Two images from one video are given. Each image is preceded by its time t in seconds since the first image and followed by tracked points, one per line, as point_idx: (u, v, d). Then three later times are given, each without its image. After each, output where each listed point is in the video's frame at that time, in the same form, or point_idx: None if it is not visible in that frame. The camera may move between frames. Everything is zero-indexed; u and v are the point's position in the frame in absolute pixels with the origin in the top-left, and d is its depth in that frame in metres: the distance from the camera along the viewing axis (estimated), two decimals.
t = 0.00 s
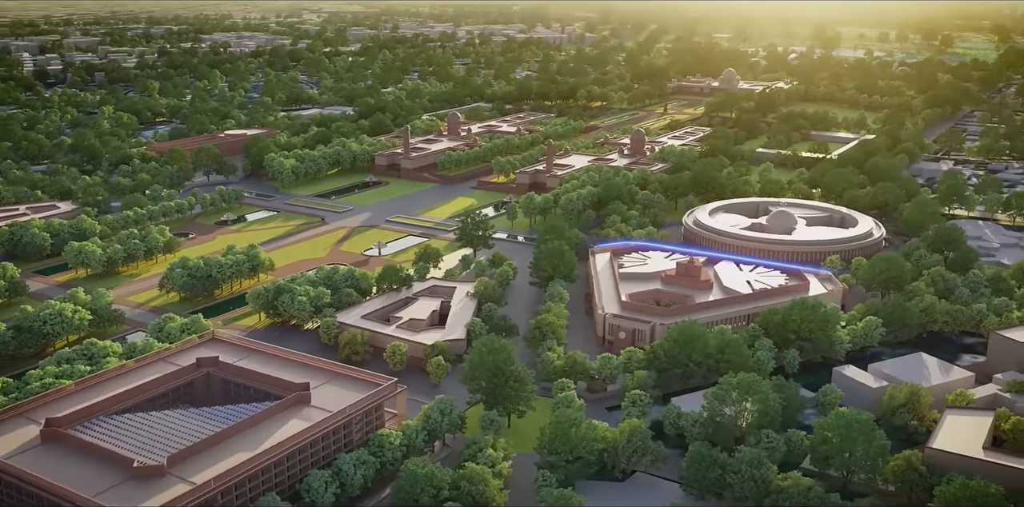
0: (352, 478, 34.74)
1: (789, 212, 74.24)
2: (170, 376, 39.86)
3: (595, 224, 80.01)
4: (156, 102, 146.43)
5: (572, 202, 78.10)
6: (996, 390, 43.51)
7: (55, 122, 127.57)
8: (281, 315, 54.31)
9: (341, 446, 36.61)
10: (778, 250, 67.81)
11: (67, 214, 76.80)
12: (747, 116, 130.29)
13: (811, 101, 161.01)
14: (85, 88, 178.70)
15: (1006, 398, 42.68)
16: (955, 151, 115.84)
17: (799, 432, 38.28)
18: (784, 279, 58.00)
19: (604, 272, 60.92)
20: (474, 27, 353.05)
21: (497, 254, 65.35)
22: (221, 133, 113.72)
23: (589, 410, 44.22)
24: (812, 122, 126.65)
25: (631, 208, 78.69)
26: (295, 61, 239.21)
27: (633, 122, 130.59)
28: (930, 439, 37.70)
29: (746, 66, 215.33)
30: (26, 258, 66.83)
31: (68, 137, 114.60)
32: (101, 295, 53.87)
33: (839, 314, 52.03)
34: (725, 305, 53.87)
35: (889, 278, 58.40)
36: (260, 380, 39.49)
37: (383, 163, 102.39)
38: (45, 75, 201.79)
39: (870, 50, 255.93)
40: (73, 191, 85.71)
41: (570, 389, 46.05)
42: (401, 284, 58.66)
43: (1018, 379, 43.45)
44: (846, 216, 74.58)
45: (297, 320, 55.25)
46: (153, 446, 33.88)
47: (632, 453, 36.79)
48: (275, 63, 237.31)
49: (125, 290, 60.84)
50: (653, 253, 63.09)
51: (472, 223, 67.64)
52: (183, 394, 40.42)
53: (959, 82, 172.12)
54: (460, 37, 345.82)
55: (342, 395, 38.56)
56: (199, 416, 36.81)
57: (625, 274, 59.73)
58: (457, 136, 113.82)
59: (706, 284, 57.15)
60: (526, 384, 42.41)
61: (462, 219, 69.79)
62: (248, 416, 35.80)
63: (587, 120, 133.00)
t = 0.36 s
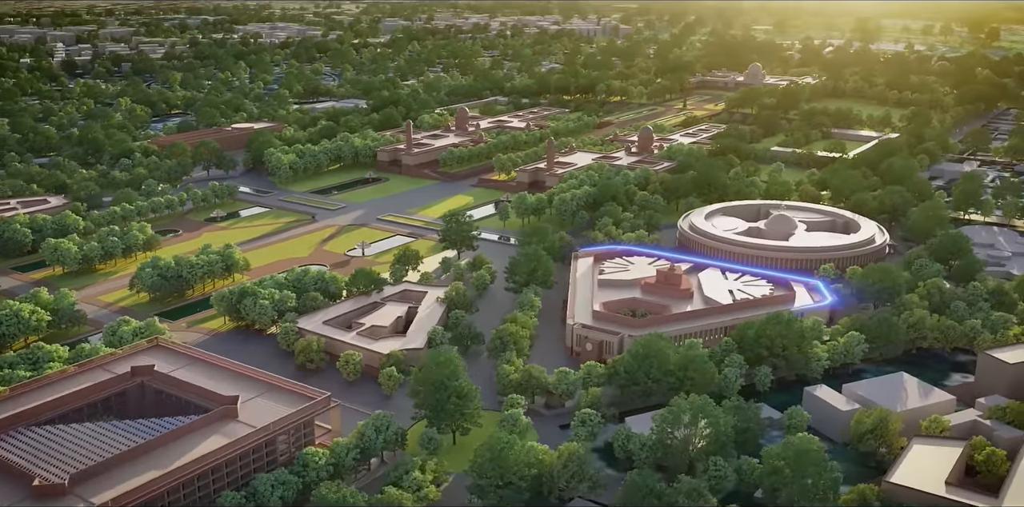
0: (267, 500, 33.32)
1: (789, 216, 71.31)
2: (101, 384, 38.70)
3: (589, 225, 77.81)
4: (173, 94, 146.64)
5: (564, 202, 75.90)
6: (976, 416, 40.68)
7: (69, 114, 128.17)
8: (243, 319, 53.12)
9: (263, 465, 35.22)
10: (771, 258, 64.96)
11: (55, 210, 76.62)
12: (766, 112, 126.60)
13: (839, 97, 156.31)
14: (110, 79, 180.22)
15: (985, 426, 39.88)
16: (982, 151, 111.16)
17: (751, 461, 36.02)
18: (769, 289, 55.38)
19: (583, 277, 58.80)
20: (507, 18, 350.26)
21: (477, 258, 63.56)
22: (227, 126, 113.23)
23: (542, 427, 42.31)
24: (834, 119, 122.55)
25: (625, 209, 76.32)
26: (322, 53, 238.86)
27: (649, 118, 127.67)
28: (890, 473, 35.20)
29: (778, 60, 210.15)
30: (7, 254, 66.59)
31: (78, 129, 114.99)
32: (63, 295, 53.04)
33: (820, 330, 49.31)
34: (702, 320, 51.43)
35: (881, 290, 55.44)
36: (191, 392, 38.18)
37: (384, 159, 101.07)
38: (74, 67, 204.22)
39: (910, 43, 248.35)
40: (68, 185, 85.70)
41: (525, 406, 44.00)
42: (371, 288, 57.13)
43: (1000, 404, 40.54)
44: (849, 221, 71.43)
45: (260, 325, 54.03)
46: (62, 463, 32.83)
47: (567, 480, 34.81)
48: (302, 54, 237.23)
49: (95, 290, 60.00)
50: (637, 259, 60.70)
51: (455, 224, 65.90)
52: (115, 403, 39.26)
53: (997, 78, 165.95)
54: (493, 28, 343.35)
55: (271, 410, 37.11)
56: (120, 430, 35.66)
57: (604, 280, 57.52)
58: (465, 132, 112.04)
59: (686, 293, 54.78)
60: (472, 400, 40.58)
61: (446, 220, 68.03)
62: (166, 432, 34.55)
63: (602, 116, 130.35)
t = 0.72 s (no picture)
0: None
1: (787, 220, 68.51)
2: (33, 390, 37.92)
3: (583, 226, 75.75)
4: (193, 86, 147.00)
5: (557, 202, 73.98)
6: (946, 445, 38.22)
7: (86, 105, 128.99)
8: (206, 321, 52.21)
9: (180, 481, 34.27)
10: (763, 264, 62.38)
11: (48, 203, 76.78)
12: (788, 109, 122.87)
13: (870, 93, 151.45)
14: (137, 70, 181.86)
15: (955, 457, 37.37)
16: (1012, 152, 106.40)
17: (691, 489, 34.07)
18: (750, 300, 52.94)
19: (560, 282, 56.84)
20: (543, 10, 346.77)
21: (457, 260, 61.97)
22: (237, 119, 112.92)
23: (488, 444, 40.72)
24: (858, 117, 118.48)
25: (621, 211, 74.16)
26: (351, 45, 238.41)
27: (666, 114, 124.73)
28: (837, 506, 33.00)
29: (813, 54, 204.57)
30: None
31: (90, 120, 115.56)
32: (28, 293, 52.59)
33: (796, 345, 46.90)
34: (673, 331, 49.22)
35: (870, 303, 52.59)
36: (120, 400, 37.27)
37: (388, 154, 99.89)
38: (106, 58, 206.69)
39: (955, 36, 240.47)
40: (68, 178, 85.97)
41: (476, 420, 42.45)
42: (342, 291, 55.85)
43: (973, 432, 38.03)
44: (851, 227, 68.40)
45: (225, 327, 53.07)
46: None
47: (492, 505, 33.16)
48: (332, 46, 237.03)
49: (70, 287, 59.60)
50: (618, 265, 58.61)
51: (437, 225, 64.34)
52: (48, 409, 38.50)
53: None
54: (529, 20, 340.24)
55: (197, 422, 36.08)
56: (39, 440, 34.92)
57: (580, 286, 55.53)
58: (474, 127, 110.33)
59: (662, 303, 52.59)
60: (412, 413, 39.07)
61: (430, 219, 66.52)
62: (81, 445, 33.68)
63: (620, 111, 127.72)
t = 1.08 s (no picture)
0: None
1: (785, 225, 65.33)
2: None
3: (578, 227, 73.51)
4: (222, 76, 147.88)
5: (550, 203, 71.92)
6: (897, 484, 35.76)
7: (113, 95, 130.58)
8: (164, 321, 51.57)
9: (81, 492, 33.46)
10: (751, 273, 59.48)
11: (46, 194, 77.41)
12: (818, 106, 118.27)
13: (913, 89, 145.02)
14: (175, 60, 184.21)
15: (904, 494, 35.26)
16: None
17: None
18: (724, 313, 50.34)
19: (530, 288, 54.84)
20: None
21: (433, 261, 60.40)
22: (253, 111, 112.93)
23: (419, 461, 39.11)
24: (891, 115, 113.36)
25: (615, 214, 71.81)
26: (391, 36, 237.93)
27: (691, 109, 121.23)
28: None
29: (861, 47, 197.27)
30: None
31: (112, 110, 116.81)
32: None
33: (760, 363, 44.29)
34: (635, 344, 46.92)
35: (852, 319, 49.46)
36: (36, 405, 36.65)
37: (396, 149, 98.75)
38: (149, 47, 210.03)
39: (1017, 30, 229.50)
40: (73, 168, 86.75)
41: (412, 434, 40.95)
42: (307, 292, 54.71)
43: (929, 467, 35.55)
44: (854, 234, 64.90)
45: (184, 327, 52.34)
46: None
47: None
48: (371, 36, 236.88)
49: (45, 281, 59.63)
50: (594, 271, 56.35)
51: (417, 225, 62.81)
52: None
53: None
54: (576, 10, 336.14)
55: (107, 431, 35.28)
56: None
57: (549, 292, 53.46)
58: (488, 122, 108.50)
59: (629, 314, 50.31)
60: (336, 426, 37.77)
61: (412, 218, 64.96)
62: None
63: (643, 106, 124.62)
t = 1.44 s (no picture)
0: None
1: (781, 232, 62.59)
2: None
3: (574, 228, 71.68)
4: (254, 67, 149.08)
5: (544, 202, 70.35)
6: None
7: (144, 85, 132.62)
8: (130, 317, 51.54)
9: None
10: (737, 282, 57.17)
11: (51, 185, 78.96)
12: (850, 104, 113.85)
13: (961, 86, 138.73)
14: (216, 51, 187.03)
15: None
16: None
17: None
18: (693, 325, 48.24)
19: (501, 292, 53.35)
20: None
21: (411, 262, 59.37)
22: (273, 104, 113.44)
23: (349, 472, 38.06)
24: (926, 115, 108.46)
25: (610, 215, 69.96)
26: (433, 27, 237.43)
27: (717, 106, 118.04)
28: None
29: (915, 42, 189.68)
30: None
31: (138, 100, 118.58)
32: None
33: (718, 380, 42.26)
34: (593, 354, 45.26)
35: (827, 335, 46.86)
36: None
37: (407, 144, 98.06)
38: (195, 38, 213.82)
39: None
40: (84, 159, 88.35)
41: (348, 438, 39.81)
42: (276, 291, 54.21)
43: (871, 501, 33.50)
44: (855, 242, 61.83)
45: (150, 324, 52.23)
46: None
47: None
48: (414, 27, 236.77)
49: (30, 273, 60.30)
50: (569, 276, 54.69)
51: (400, 224, 61.78)
52: None
53: None
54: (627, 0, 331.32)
55: (25, 434, 35.20)
56: None
57: (518, 299, 51.93)
58: (504, 117, 107.03)
59: (595, 324, 48.54)
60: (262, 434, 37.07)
61: (397, 217, 63.98)
62: None
63: (669, 101, 121.91)
